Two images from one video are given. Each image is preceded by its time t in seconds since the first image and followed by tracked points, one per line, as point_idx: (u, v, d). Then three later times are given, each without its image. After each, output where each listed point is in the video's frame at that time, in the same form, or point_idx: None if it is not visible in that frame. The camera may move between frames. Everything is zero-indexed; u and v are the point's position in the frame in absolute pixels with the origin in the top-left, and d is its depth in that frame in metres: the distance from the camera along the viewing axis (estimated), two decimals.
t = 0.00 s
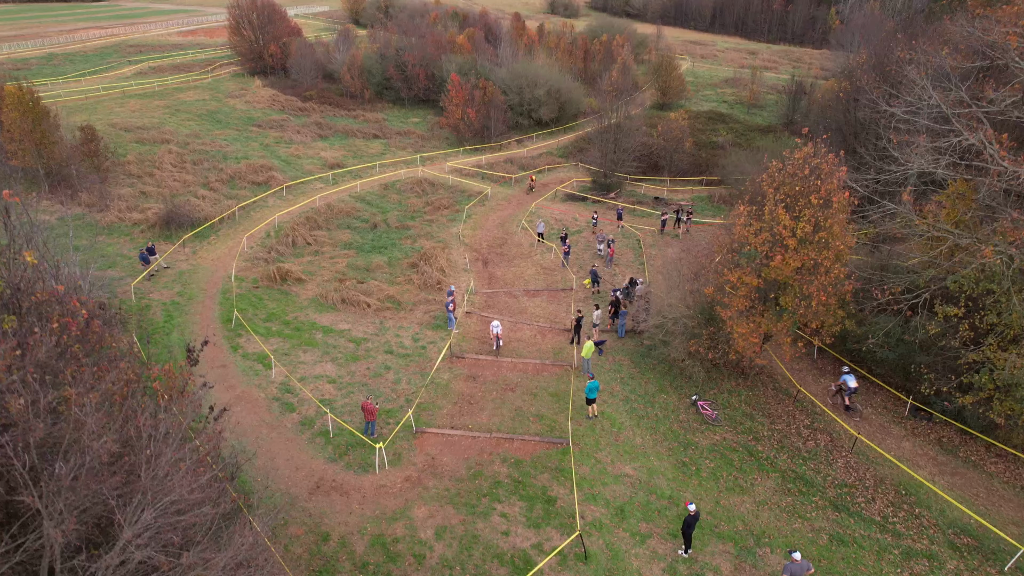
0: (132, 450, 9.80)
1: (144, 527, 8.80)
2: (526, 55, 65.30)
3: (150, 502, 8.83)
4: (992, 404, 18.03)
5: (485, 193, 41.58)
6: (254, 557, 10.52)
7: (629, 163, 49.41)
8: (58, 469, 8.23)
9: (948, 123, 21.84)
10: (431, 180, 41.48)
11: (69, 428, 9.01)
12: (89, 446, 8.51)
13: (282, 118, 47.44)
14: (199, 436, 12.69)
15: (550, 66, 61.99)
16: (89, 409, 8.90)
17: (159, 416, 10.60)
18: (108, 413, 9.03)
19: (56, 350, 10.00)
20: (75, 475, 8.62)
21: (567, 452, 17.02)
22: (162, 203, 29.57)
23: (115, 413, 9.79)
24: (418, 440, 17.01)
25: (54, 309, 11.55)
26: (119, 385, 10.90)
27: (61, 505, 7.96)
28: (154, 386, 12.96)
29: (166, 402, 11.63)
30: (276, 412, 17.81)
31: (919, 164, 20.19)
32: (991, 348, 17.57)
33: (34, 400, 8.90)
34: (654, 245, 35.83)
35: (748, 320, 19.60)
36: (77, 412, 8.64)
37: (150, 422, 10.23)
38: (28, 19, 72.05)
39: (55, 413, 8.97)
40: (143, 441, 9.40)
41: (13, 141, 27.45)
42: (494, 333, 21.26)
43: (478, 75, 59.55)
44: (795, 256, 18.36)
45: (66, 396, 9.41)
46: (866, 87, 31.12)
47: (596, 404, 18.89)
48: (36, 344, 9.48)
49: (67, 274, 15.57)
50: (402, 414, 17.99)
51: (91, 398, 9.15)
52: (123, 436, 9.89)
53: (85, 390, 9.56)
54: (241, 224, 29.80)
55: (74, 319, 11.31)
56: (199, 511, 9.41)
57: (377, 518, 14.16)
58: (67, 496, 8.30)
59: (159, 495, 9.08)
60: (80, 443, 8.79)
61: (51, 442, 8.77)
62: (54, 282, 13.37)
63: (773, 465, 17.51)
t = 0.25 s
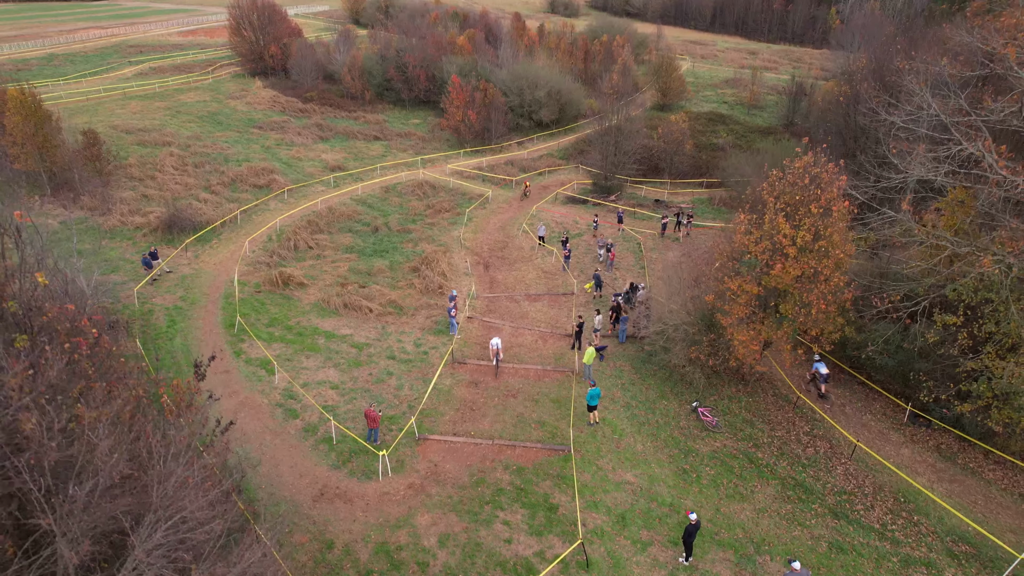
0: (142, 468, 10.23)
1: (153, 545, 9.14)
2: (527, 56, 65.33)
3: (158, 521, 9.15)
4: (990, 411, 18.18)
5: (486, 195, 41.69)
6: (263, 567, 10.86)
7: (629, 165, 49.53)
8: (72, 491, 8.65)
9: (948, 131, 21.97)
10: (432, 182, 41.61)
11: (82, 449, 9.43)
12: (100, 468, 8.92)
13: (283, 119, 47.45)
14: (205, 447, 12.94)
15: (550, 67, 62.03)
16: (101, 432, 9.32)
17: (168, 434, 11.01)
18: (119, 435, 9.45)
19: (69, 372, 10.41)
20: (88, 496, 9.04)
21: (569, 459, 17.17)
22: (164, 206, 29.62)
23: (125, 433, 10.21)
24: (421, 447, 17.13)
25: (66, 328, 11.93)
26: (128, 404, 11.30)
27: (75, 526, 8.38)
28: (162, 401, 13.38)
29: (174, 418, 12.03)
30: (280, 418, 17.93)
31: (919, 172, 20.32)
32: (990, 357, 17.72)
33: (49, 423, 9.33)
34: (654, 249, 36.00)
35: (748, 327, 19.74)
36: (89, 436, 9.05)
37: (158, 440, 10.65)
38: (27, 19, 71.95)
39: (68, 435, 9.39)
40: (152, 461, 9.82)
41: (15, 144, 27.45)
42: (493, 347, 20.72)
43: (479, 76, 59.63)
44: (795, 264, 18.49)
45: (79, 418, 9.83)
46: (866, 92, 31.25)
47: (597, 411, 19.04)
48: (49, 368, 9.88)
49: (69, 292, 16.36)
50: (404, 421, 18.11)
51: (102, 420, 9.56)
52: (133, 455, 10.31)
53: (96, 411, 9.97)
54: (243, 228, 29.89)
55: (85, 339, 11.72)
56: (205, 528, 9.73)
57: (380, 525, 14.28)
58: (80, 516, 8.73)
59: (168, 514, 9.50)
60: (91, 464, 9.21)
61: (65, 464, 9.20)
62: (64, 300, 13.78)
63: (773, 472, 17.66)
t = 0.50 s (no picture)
0: (154, 485, 10.64)
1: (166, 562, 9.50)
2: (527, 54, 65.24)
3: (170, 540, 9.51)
4: (988, 417, 18.33)
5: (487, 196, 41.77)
6: None
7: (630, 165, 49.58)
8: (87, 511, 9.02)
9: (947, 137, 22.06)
10: (433, 182, 41.69)
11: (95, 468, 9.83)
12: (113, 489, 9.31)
13: (284, 118, 47.43)
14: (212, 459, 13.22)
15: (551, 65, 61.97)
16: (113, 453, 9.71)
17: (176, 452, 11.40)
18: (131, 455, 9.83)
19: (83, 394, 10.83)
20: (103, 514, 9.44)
21: (570, 463, 17.33)
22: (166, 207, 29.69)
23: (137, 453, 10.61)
24: (423, 451, 17.27)
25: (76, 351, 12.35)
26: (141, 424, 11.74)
27: (90, 544, 8.76)
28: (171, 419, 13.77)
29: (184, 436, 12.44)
30: (284, 422, 18.07)
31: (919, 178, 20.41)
32: (988, 363, 17.86)
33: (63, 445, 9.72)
34: (655, 250, 36.12)
35: (748, 332, 19.85)
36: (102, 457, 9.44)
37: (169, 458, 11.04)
38: (26, 16, 71.69)
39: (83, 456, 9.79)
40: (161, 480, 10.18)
41: (17, 146, 27.49)
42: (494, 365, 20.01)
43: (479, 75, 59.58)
44: (795, 271, 18.60)
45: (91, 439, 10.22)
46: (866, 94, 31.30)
47: (598, 415, 19.21)
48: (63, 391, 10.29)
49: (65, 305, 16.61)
50: (407, 425, 18.26)
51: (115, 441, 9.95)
52: (144, 472, 10.71)
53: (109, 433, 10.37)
54: (245, 229, 29.96)
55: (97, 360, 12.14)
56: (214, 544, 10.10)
57: (384, 530, 14.42)
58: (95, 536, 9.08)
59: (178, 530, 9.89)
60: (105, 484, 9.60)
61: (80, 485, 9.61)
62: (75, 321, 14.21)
63: (773, 477, 17.83)
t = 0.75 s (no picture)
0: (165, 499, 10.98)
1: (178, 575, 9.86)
2: (528, 51, 65.07)
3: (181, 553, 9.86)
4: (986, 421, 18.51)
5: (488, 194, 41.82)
6: None
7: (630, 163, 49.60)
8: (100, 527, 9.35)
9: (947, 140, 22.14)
10: (434, 181, 41.73)
11: (108, 485, 10.15)
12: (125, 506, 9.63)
13: (284, 116, 47.36)
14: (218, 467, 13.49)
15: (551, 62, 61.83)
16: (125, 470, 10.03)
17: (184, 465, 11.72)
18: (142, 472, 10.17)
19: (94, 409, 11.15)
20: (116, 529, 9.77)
21: (572, 466, 17.48)
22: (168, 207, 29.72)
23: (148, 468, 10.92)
24: (426, 454, 17.41)
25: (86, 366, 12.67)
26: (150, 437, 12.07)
27: (103, 560, 9.07)
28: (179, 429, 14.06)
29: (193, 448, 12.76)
30: (287, 424, 18.20)
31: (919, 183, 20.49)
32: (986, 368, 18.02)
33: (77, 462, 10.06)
34: (656, 250, 36.23)
35: (749, 336, 19.97)
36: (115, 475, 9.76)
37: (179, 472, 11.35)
38: (25, 11, 71.40)
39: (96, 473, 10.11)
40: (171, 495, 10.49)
41: (19, 146, 27.50)
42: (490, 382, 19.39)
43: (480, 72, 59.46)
44: (795, 275, 18.70)
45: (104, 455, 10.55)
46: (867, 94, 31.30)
47: (600, 418, 19.37)
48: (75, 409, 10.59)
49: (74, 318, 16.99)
50: (410, 428, 18.40)
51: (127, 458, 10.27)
52: (155, 486, 11.04)
53: (120, 449, 10.69)
54: (247, 229, 30.02)
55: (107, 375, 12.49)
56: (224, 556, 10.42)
57: (388, 534, 14.57)
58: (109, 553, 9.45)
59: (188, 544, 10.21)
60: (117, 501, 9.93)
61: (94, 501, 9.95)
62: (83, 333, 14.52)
63: (772, 480, 18.00)
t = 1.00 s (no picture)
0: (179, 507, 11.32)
1: None
2: (529, 45, 64.81)
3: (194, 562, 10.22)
4: (984, 422, 18.68)
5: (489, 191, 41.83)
6: None
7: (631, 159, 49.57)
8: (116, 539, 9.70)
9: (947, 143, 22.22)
10: (435, 177, 41.73)
11: (123, 496, 10.51)
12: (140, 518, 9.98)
13: (285, 111, 47.23)
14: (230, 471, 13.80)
15: (552, 57, 61.60)
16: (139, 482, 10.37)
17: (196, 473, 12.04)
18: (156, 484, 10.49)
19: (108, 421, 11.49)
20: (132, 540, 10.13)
21: (574, 466, 17.65)
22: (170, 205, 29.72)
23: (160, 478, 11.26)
24: (429, 454, 17.56)
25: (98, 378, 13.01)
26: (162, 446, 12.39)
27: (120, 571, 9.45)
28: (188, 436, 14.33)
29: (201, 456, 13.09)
30: (291, 424, 18.34)
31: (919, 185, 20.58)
32: (985, 370, 18.17)
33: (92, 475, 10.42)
34: (657, 247, 36.30)
35: (750, 337, 20.12)
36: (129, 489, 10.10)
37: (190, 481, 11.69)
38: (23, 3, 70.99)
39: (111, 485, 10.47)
40: (184, 506, 10.79)
41: (21, 143, 27.49)
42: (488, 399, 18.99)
43: (481, 67, 59.25)
44: (796, 277, 18.81)
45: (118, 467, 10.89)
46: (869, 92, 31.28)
47: (601, 418, 19.53)
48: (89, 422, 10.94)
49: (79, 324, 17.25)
50: (413, 428, 18.54)
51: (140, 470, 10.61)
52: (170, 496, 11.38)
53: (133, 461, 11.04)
54: (249, 227, 30.06)
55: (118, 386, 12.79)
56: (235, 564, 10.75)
57: (392, 534, 14.74)
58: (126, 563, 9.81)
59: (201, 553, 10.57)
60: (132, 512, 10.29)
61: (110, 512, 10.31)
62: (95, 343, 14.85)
63: (771, 480, 18.20)
